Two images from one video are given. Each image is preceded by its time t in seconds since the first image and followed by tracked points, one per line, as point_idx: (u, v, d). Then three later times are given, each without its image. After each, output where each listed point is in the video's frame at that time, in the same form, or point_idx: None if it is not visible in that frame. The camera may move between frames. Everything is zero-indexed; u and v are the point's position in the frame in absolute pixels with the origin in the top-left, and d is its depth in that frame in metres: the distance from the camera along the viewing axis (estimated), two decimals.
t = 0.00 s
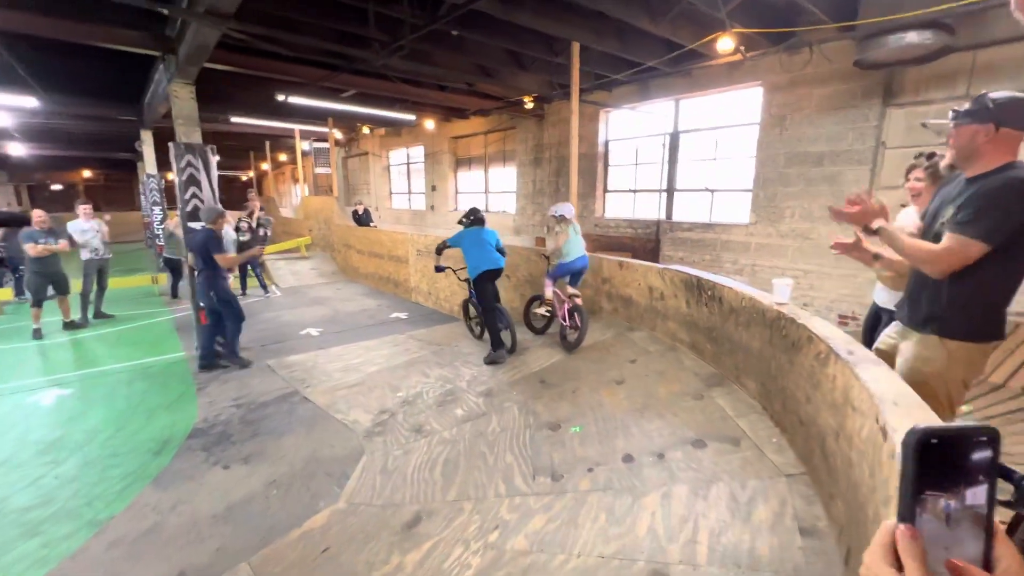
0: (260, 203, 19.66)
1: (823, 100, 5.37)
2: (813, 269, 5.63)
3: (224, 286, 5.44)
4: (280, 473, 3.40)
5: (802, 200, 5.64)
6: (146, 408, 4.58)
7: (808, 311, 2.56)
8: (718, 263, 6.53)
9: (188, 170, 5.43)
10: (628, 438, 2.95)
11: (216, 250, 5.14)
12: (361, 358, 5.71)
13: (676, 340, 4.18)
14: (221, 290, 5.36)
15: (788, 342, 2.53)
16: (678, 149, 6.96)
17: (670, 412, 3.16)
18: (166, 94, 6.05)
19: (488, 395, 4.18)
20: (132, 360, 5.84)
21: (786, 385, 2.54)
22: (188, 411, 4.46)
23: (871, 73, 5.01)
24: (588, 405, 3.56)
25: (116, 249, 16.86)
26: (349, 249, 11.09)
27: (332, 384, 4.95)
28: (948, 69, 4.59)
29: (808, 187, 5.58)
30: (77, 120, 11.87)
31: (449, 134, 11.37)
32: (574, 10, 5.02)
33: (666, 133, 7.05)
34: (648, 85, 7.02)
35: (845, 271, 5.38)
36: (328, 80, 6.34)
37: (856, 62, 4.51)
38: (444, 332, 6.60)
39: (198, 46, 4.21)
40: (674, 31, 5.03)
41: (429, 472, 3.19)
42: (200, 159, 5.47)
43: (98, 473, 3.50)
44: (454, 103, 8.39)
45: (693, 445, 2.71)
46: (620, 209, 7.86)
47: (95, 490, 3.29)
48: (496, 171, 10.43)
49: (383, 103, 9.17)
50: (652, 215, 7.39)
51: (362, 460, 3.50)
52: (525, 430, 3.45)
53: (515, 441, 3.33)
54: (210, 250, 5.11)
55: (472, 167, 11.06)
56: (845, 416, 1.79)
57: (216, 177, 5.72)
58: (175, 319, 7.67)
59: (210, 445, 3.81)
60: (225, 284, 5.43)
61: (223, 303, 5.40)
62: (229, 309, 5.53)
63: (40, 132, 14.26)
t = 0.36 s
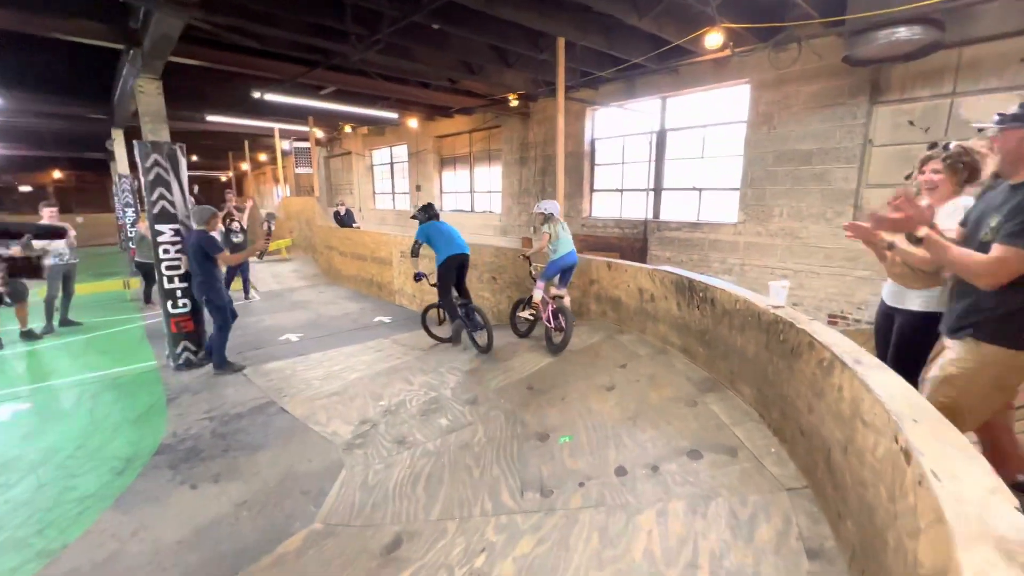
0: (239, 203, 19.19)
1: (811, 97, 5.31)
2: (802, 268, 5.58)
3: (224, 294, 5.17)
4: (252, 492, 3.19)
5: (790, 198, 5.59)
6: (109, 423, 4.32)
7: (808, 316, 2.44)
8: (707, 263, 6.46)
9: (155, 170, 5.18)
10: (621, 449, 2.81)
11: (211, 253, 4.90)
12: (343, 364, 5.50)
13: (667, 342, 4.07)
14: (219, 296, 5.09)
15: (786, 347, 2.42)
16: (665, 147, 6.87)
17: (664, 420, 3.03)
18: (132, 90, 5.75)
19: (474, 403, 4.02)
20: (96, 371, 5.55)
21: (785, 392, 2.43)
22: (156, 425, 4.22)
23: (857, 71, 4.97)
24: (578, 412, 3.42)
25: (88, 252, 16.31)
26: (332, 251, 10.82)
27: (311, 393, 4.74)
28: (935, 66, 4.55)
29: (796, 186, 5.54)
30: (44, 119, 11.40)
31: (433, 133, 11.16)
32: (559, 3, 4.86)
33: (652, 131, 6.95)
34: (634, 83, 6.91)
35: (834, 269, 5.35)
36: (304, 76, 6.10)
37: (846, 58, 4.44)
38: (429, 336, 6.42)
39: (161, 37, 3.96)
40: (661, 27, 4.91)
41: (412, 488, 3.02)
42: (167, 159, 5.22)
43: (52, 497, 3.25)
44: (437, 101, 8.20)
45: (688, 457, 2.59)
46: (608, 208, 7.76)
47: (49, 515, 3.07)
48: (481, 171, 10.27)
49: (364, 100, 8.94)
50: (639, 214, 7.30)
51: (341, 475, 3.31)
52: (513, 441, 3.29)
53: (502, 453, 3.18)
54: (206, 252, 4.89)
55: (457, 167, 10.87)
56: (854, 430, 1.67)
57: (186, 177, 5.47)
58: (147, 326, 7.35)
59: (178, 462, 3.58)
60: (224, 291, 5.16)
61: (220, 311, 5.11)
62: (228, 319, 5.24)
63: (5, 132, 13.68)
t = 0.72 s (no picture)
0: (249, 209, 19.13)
1: (849, 101, 4.94)
2: (838, 284, 5.18)
3: (234, 296, 4.98)
4: (232, 523, 2.84)
5: (824, 209, 5.20)
6: (90, 437, 4.01)
7: (883, 342, 2.08)
8: (732, 276, 6.07)
9: (152, 169, 4.94)
10: (652, 491, 2.43)
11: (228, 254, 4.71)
12: (342, 377, 5.17)
13: (696, 364, 3.68)
14: (229, 298, 4.90)
15: (854, 378, 2.07)
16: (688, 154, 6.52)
17: (700, 456, 2.64)
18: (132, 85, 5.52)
19: (482, 426, 3.66)
20: (84, 378, 5.27)
21: (853, 431, 2.08)
22: (138, 440, 3.89)
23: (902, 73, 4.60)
24: (599, 442, 3.04)
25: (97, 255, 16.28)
26: (339, 258, 10.58)
27: (307, 408, 4.40)
28: (990, 67, 4.18)
29: (831, 196, 5.15)
30: (55, 120, 11.35)
31: (444, 140, 10.93)
32: None
33: (674, 138, 6.62)
34: (655, 87, 6.60)
35: (874, 286, 4.94)
36: (310, 74, 5.85)
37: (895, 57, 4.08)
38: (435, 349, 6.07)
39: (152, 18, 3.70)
40: (689, 24, 4.59)
41: (411, 525, 2.65)
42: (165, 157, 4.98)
43: (13, 523, 2.93)
44: (449, 105, 7.94)
45: (734, 504, 2.20)
46: (625, 218, 7.41)
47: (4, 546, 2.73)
48: (493, 178, 9.99)
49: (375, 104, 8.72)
50: (659, 224, 6.95)
51: (333, 506, 2.95)
52: (526, 473, 2.92)
53: (514, 487, 2.80)
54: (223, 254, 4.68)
55: (468, 174, 10.61)
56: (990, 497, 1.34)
57: (185, 176, 5.21)
58: (144, 331, 7.09)
59: (155, 485, 3.24)
60: (234, 293, 4.97)
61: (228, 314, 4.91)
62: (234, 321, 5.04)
63: (19, 133, 13.70)
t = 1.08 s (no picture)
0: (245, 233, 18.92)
1: (863, 128, 4.78)
2: (858, 317, 4.89)
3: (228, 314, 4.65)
4: None
5: (841, 238, 4.96)
6: (39, 475, 3.59)
7: (954, 389, 1.95)
8: (743, 308, 5.79)
9: (133, 184, 4.68)
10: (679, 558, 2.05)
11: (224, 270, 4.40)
12: (327, 411, 4.78)
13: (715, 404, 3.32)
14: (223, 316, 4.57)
15: (925, 429, 1.94)
16: (694, 182, 6.33)
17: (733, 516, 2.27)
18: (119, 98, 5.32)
19: (478, 471, 3.27)
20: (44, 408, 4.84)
21: (923, 490, 1.93)
22: (91, 482, 3.46)
23: (920, 98, 4.44)
24: (612, 494, 2.67)
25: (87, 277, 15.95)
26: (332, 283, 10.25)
27: (285, 446, 4.00)
28: (1013, 93, 4.00)
29: (847, 225, 4.92)
30: (50, 139, 11.22)
31: (444, 166, 10.80)
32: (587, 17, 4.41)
33: (679, 165, 6.46)
34: (661, 114, 6.47)
35: (898, 320, 4.65)
36: (307, 92, 5.71)
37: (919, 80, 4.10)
38: (430, 381, 5.70)
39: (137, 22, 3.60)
40: (699, 46, 4.44)
41: None
42: (148, 172, 4.73)
43: None
44: (450, 129, 7.81)
45: None
46: (628, 245, 7.17)
47: None
48: (493, 205, 9.81)
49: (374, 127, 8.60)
50: (664, 253, 6.70)
51: (304, 566, 2.53)
52: (528, 530, 2.53)
53: (515, 548, 2.41)
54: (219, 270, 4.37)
55: (467, 200, 10.44)
56: None
57: (170, 193, 4.95)
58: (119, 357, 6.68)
59: (101, 536, 2.81)
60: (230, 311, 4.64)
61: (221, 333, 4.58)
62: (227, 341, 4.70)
63: (15, 153, 13.60)
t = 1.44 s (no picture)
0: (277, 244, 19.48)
1: (906, 126, 4.57)
2: (905, 325, 4.66)
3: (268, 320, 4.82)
4: None
5: (884, 241, 4.74)
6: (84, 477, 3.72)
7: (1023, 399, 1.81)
8: (780, 314, 5.60)
9: (174, 197, 4.89)
10: None
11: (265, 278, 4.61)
12: (356, 418, 4.83)
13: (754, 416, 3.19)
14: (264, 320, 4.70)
15: (993, 444, 1.80)
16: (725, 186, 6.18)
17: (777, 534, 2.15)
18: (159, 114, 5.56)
19: (507, 481, 3.22)
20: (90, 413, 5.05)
21: (993, 511, 1.79)
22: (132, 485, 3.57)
23: (971, 92, 4.21)
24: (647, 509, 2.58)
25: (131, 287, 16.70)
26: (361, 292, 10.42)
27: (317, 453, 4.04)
28: None
29: (891, 227, 4.70)
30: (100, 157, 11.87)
31: (470, 174, 10.88)
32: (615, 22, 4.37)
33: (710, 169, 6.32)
34: (689, 117, 6.35)
35: (949, 327, 4.40)
36: (335, 105, 5.85)
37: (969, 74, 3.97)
38: (458, 390, 5.70)
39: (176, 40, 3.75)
40: (730, 46, 4.34)
41: None
42: (188, 185, 4.93)
43: None
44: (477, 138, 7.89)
45: None
46: (657, 251, 7.05)
47: None
48: (519, 212, 9.81)
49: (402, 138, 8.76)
50: (695, 258, 6.55)
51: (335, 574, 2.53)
52: (560, 544, 2.47)
53: (546, 562, 2.35)
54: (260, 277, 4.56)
55: (493, 208, 10.47)
56: None
57: (208, 206, 5.15)
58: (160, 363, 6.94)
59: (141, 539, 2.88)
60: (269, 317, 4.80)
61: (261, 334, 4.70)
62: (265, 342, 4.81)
63: (68, 170, 14.43)
